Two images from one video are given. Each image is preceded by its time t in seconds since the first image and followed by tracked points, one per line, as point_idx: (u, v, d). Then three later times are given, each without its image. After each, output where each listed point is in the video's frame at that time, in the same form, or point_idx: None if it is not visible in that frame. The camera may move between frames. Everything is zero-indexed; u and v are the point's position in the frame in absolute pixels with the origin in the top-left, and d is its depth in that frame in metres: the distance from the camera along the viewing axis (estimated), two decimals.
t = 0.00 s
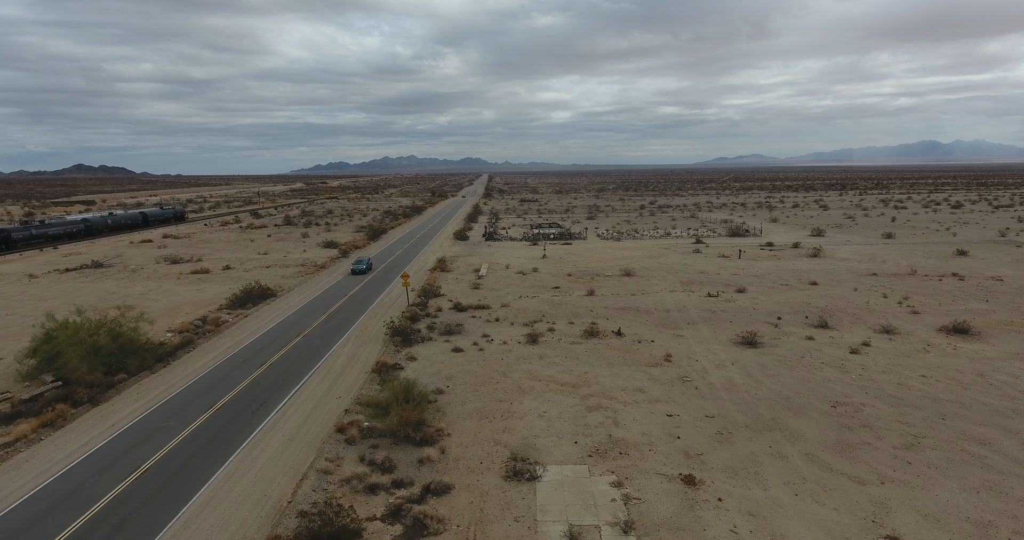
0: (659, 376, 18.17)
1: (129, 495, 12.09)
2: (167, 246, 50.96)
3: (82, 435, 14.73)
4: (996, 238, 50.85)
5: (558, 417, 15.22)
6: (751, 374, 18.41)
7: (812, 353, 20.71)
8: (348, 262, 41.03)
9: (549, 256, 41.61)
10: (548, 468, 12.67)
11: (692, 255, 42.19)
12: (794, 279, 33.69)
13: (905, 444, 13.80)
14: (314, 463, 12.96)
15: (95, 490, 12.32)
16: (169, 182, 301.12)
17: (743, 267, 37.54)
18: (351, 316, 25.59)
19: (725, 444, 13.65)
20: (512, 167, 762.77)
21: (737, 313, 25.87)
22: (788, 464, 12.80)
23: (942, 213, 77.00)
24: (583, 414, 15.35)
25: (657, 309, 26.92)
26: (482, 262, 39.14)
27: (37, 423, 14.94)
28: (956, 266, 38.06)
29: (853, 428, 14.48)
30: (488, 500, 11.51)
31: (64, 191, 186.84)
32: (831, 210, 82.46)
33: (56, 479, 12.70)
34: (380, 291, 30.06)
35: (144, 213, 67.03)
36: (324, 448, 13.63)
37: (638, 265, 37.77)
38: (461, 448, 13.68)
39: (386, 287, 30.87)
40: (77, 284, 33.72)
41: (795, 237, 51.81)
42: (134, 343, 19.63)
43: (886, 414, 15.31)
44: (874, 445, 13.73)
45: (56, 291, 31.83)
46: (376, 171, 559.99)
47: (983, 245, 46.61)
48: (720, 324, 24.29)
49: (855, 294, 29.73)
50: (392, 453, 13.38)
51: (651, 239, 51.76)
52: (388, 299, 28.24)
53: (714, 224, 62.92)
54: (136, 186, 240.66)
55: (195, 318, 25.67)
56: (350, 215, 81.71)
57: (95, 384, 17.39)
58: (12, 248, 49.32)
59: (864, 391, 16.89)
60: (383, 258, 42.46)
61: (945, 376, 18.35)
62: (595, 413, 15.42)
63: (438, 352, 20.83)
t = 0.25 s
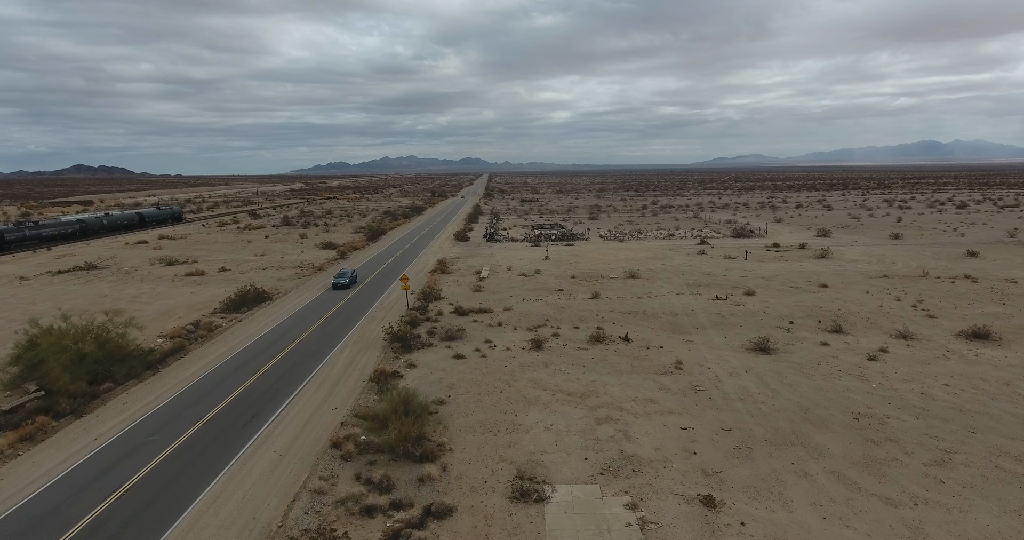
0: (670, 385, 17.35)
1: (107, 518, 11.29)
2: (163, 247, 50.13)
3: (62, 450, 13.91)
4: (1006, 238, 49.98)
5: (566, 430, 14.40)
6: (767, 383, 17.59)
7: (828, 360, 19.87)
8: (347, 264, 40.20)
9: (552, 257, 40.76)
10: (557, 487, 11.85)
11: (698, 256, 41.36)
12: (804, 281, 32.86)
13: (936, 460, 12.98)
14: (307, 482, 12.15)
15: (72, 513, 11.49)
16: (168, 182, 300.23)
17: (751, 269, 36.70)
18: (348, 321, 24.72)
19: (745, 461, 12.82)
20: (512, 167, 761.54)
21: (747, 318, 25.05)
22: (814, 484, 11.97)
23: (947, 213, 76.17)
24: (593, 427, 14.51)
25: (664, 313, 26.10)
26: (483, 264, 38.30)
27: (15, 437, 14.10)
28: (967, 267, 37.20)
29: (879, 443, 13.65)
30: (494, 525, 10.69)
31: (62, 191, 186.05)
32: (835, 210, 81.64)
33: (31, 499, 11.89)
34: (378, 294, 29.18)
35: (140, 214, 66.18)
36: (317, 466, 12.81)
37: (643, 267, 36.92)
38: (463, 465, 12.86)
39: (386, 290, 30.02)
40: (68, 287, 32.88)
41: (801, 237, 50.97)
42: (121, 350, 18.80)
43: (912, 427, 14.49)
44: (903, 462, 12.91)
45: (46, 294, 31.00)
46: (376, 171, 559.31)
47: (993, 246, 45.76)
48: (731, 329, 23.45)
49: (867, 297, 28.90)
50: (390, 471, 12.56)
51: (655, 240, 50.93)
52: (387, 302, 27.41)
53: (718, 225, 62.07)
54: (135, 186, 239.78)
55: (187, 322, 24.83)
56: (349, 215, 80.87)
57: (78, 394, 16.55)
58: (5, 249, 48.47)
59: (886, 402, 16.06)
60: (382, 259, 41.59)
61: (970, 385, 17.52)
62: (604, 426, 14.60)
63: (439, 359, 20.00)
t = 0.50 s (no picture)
0: (683, 395, 16.53)
1: None
2: (158, 248, 49.28)
3: (40, 469, 13.08)
4: (1016, 239, 49.11)
5: (575, 446, 13.59)
6: (783, 393, 16.77)
7: (845, 368, 19.05)
8: (345, 266, 39.38)
9: (554, 259, 39.91)
10: (567, 510, 11.02)
11: (703, 258, 40.51)
12: (814, 284, 32.02)
13: (971, 478, 12.16)
14: (299, 505, 11.34)
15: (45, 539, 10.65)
16: (168, 182, 299.70)
17: (758, 271, 35.86)
18: (346, 327, 23.85)
19: (767, 481, 11.98)
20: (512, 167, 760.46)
21: (758, 322, 24.25)
22: (842, 506, 11.16)
23: (953, 214, 75.30)
24: (603, 442, 13.69)
25: (672, 317, 25.27)
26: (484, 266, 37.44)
27: None
28: (980, 269, 36.36)
29: (908, 460, 12.83)
30: None
31: (60, 192, 185.16)
32: (840, 210, 80.84)
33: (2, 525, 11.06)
34: (377, 298, 28.32)
35: (137, 214, 65.37)
36: (310, 486, 12.00)
37: (648, 269, 36.09)
38: (466, 485, 12.04)
39: (385, 294, 29.18)
40: (59, 290, 32.08)
41: (808, 238, 50.13)
42: (107, 359, 17.98)
43: (942, 442, 13.67)
44: (936, 481, 12.08)
45: (36, 298, 30.19)
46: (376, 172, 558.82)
47: (1004, 247, 44.92)
48: (742, 335, 22.62)
49: (880, 300, 28.05)
50: (388, 492, 11.73)
51: (659, 241, 50.10)
52: (386, 306, 26.59)
53: (722, 225, 61.23)
54: (134, 187, 238.96)
55: (179, 328, 24.02)
56: (349, 216, 80.02)
57: (60, 406, 15.74)
58: None
59: (911, 414, 15.23)
60: (381, 261, 40.72)
61: (997, 395, 16.68)
62: (615, 441, 13.79)
63: (439, 367, 19.19)
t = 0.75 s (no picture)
0: (696, 407, 15.73)
1: None
2: (154, 249, 48.52)
3: (15, 489, 12.25)
4: None
5: (584, 463, 12.78)
6: (802, 404, 15.97)
7: (864, 377, 18.26)
8: (344, 268, 38.60)
9: (556, 261, 39.08)
10: (579, 536, 10.21)
11: (709, 260, 39.71)
12: (824, 287, 31.22)
13: (1010, 500, 11.36)
14: (290, 530, 10.54)
15: None
16: (167, 182, 298.86)
17: (766, 274, 35.04)
18: (343, 332, 23.04)
19: (792, 504, 11.16)
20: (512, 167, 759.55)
21: (770, 327, 23.45)
22: (876, 532, 10.33)
23: (959, 214, 74.51)
24: (615, 459, 12.86)
25: (680, 322, 24.44)
26: (485, 268, 36.62)
27: None
28: (993, 271, 35.56)
29: (941, 480, 12.01)
30: None
31: (59, 192, 184.26)
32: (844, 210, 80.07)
33: None
34: (375, 302, 27.50)
35: (133, 215, 64.60)
36: (302, 508, 11.21)
37: (653, 272, 35.31)
38: (470, 507, 11.22)
39: (383, 297, 28.37)
40: (49, 293, 31.29)
41: (814, 239, 49.36)
42: (92, 368, 17.17)
43: (975, 459, 12.85)
44: (973, 503, 11.27)
45: (25, 301, 29.41)
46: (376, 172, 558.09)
47: (1014, 248, 44.15)
48: (754, 341, 21.81)
49: (894, 304, 27.26)
50: (385, 515, 10.92)
51: (663, 242, 49.34)
52: (384, 310, 25.79)
53: (726, 226, 60.45)
54: (133, 187, 238.07)
55: (170, 334, 23.22)
56: (348, 216, 79.28)
57: (39, 419, 14.92)
58: None
59: (938, 428, 14.44)
60: (380, 263, 39.90)
61: None
62: (628, 457, 12.98)
63: (440, 375, 18.40)
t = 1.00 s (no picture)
0: (710, 420, 14.92)
1: None
2: (149, 251, 47.74)
3: None
4: None
5: (595, 483, 11.96)
6: (822, 417, 15.15)
7: (884, 387, 17.45)
8: (342, 270, 37.79)
9: (559, 263, 38.26)
10: None
11: (715, 262, 38.86)
12: (834, 290, 30.39)
13: None
14: None
15: None
16: (166, 182, 298.15)
17: (774, 276, 34.19)
18: (339, 338, 22.23)
19: (821, 530, 10.35)
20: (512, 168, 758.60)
21: (782, 333, 22.65)
22: None
23: (965, 214, 73.77)
24: (627, 479, 12.02)
25: (689, 327, 23.58)
26: (486, 271, 35.76)
27: None
28: (1006, 274, 34.75)
29: (978, 502, 11.19)
30: None
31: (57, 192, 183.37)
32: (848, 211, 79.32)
33: None
34: (373, 306, 26.65)
35: (130, 216, 63.81)
36: (292, 535, 10.43)
37: (658, 274, 34.50)
38: (473, 533, 10.40)
39: (382, 301, 27.55)
40: (39, 296, 30.49)
41: (820, 241, 48.56)
42: (75, 377, 16.38)
43: (1011, 478, 12.03)
44: (1015, 528, 10.46)
45: (14, 305, 28.62)
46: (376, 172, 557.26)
47: None
48: (767, 349, 20.96)
49: (908, 309, 26.45)
50: None
51: (667, 243, 48.53)
52: (383, 315, 24.98)
53: (730, 227, 59.62)
54: (133, 186, 237.39)
55: (160, 339, 22.42)
56: (347, 217, 78.53)
57: (17, 433, 14.12)
58: None
59: (969, 443, 13.63)
60: (379, 265, 39.05)
61: None
62: (641, 476, 12.16)
63: (441, 385, 17.60)
